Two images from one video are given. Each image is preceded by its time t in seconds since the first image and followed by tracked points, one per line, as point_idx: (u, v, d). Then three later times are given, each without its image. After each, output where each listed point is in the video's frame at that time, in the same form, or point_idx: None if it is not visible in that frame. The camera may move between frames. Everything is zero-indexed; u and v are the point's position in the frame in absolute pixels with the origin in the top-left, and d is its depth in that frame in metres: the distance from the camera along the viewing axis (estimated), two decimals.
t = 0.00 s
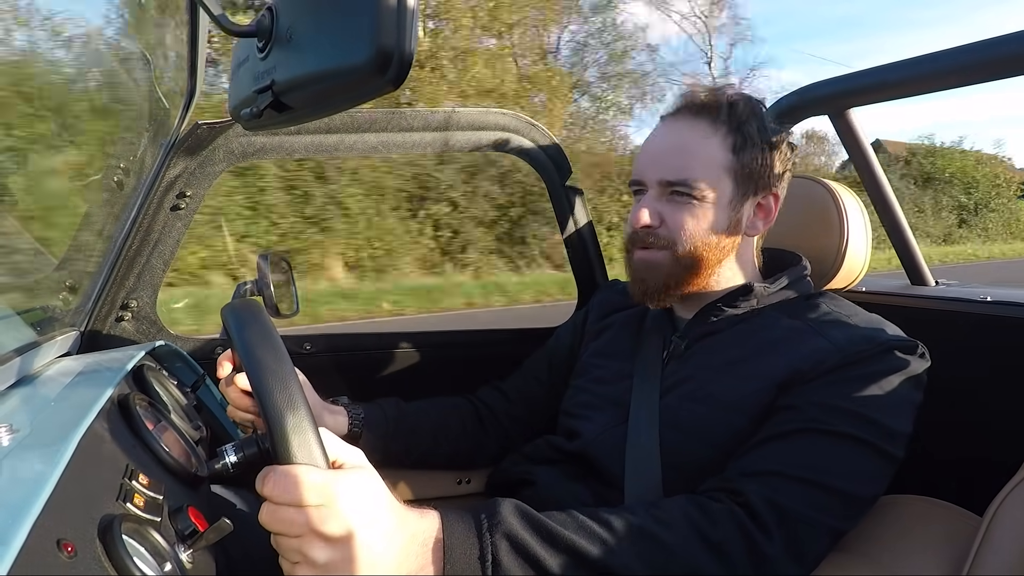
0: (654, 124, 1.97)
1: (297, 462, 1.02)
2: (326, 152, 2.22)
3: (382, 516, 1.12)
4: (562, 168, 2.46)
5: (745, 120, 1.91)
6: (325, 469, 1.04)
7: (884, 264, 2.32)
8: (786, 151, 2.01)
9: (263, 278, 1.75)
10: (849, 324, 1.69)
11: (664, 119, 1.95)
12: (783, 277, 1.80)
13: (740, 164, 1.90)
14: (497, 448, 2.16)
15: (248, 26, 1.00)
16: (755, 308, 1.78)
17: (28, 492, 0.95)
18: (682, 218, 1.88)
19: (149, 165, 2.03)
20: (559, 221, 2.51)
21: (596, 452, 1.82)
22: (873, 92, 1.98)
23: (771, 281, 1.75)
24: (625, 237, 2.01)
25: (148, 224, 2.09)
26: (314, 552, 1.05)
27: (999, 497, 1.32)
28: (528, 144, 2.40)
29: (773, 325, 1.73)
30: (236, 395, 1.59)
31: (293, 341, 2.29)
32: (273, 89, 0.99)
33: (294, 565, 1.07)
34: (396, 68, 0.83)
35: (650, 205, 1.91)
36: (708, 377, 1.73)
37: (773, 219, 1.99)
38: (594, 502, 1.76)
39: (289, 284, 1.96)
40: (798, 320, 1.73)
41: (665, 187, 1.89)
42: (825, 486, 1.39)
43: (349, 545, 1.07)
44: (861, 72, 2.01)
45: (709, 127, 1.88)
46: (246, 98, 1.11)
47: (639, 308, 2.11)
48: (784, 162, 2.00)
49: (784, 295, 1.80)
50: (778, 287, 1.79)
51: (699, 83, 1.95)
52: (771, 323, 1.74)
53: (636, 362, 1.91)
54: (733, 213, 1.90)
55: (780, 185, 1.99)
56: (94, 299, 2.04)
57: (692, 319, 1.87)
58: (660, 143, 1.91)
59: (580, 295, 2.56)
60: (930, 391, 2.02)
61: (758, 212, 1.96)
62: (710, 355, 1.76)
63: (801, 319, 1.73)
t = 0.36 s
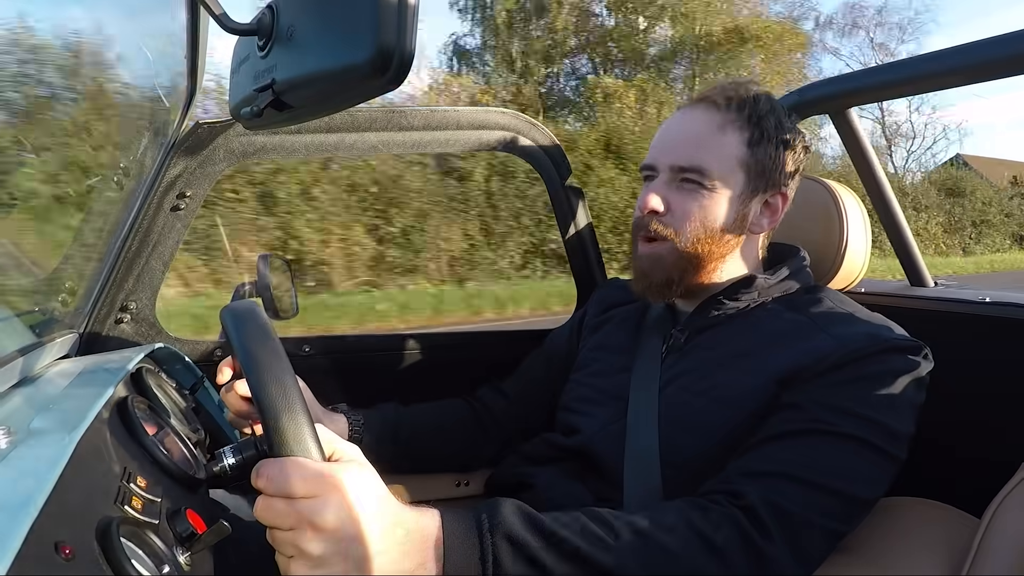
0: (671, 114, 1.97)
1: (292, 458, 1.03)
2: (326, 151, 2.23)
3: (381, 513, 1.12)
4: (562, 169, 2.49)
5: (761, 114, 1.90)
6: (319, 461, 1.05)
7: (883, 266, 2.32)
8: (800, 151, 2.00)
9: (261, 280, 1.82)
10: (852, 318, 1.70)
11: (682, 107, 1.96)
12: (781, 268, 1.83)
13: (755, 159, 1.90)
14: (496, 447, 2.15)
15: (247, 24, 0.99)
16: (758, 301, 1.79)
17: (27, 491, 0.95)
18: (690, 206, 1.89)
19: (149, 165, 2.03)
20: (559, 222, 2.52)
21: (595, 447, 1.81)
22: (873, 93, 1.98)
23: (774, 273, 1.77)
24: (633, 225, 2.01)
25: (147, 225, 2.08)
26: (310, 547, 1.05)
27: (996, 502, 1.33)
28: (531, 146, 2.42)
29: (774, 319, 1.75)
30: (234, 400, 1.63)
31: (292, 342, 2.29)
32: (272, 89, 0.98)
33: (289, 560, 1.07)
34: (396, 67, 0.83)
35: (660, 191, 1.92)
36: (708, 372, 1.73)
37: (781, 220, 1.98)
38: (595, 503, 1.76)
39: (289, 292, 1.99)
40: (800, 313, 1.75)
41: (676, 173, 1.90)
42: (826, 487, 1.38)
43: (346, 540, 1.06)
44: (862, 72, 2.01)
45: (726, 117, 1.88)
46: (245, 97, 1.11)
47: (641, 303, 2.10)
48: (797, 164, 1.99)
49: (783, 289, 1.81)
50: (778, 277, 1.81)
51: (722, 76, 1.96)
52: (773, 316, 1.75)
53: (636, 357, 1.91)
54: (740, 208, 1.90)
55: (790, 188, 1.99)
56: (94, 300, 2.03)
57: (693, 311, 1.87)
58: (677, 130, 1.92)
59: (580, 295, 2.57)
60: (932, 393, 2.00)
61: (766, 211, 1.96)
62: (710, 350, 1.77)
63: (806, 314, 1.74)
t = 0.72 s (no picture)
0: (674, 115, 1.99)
1: (291, 452, 1.03)
2: (325, 152, 2.24)
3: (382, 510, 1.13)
4: (561, 167, 2.46)
5: (761, 114, 1.93)
6: (319, 459, 1.05)
7: (882, 265, 2.32)
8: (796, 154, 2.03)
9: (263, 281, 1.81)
10: (851, 319, 1.70)
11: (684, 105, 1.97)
12: (778, 265, 1.85)
13: (756, 159, 1.92)
14: (497, 446, 2.16)
15: (247, 27, 1.00)
16: (754, 299, 1.81)
17: (29, 488, 0.95)
18: (690, 203, 1.90)
19: (149, 166, 2.04)
20: (560, 223, 2.49)
21: (595, 446, 1.82)
22: (872, 93, 1.99)
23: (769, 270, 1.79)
24: (631, 223, 2.03)
25: (147, 225, 2.11)
26: (313, 544, 1.05)
27: (999, 499, 1.33)
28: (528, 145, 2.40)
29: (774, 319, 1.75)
30: (235, 396, 1.66)
31: (293, 342, 2.30)
32: (273, 92, 0.99)
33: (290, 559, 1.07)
34: (395, 70, 0.84)
35: (661, 188, 1.94)
36: (708, 372, 1.74)
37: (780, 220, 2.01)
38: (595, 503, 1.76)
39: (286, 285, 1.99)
40: (797, 313, 1.75)
41: (676, 171, 1.91)
42: (825, 488, 1.39)
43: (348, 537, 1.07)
44: (861, 72, 2.02)
45: (729, 118, 1.91)
46: (244, 99, 1.12)
47: (640, 302, 2.11)
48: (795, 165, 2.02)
49: (779, 285, 1.83)
50: (774, 274, 1.83)
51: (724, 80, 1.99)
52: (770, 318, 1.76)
53: (635, 356, 1.92)
54: (740, 206, 1.92)
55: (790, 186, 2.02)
56: (95, 299, 2.05)
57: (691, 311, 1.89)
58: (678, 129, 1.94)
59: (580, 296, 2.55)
60: (932, 390, 2.01)
61: (765, 210, 1.98)
62: (709, 350, 1.77)
63: (801, 314, 1.75)
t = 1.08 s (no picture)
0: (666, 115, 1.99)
1: (286, 446, 1.01)
2: (326, 152, 2.24)
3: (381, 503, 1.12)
4: (560, 167, 2.47)
5: (752, 111, 1.93)
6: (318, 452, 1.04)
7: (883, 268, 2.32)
8: (791, 148, 2.02)
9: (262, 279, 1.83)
10: (852, 322, 1.70)
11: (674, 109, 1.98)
12: (787, 271, 1.84)
13: (750, 154, 1.91)
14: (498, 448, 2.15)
15: (248, 27, 0.99)
16: (761, 305, 1.79)
17: (29, 489, 0.94)
18: (689, 204, 1.89)
19: (149, 166, 2.03)
20: (560, 224, 2.51)
21: (596, 448, 1.82)
22: (873, 93, 1.98)
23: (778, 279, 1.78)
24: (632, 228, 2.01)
25: (147, 225, 2.10)
26: (309, 535, 1.04)
27: (999, 499, 1.33)
28: (527, 144, 2.41)
29: (777, 322, 1.75)
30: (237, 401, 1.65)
31: (293, 343, 2.30)
32: (273, 91, 0.98)
33: (286, 550, 1.06)
34: (396, 68, 0.83)
35: (660, 191, 1.92)
36: (712, 376, 1.73)
37: (780, 215, 2.00)
38: (596, 504, 1.76)
39: (288, 285, 2.00)
40: (802, 318, 1.75)
41: (675, 172, 1.90)
42: (829, 490, 1.39)
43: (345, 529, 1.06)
44: (860, 72, 2.01)
45: (721, 116, 1.90)
46: (245, 98, 1.11)
47: (641, 306, 2.11)
48: (792, 160, 2.01)
49: (788, 292, 1.81)
50: (783, 283, 1.81)
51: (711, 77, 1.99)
52: (774, 319, 1.76)
53: (638, 358, 1.92)
54: (740, 203, 1.92)
55: (787, 181, 2.00)
56: (95, 300, 2.05)
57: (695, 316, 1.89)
58: (672, 130, 1.93)
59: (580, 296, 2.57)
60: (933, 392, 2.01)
61: (765, 206, 1.97)
62: (713, 354, 1.77)
63: (809, 318, 1.74)
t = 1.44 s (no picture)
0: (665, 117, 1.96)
1: (291, 453, 1.03)
2: (325, 152, 2.24)
3: (381, 508, 1.12)
4: (560, 168, 2.46)
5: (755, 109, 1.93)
6: (320, 459, 1.04)
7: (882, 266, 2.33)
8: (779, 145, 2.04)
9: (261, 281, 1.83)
10: (854, 319, 1.70)
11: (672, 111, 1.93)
12: (787, 270, 1.84)
13: (763, 150, 1.93)
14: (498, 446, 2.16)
15: (248, 26, 0.99)
16: (761, 303, 1.80)
17: (29, 490, 0.94)
18: (725, 201, 1.88)
19: (149, 166, 2.03)
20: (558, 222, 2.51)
21: (596, 446, 1.82)
22: (872, 92, 1.98)
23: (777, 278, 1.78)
24: (659, 233, 1.95)
25: (147, 225, 2.10)
26: (313, 543, 1.04)
27: (1000, 499, 1.33)
28: (526, 142, 2.40)
29: (775, 320, 1.75)
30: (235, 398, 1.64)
31: (292, 342, 2.31)
32: (274, 91, 0.98)
33: (289, 558, 1.05)
34: (396, 67, 0.83)
35: (693, 194, 1.88)
36: (712, 372, 1.74)
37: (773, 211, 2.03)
38: (596, 503, 1.76)
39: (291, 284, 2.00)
40: (801, 314, 1.75)
41: (707, 173, 1.88)
42: (828, 488, 1.39)
43: (348, 536, 1.06)
44: (860, 71, 2.01)
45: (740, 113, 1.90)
46: (244, 98, 1.11)
47: (640, 305, 2.11)
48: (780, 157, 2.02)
49: (787, 291, 1.82)
50: (782, 282, 1.81)
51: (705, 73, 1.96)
52: (772, 318, 1.76)
53: (637, 356, 1.92)
54: (761, 199, 1.94)
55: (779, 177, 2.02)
56: (94, 300, 2.04)
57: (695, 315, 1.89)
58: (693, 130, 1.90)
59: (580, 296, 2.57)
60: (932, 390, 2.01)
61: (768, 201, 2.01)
62: (711, 352, 1.77)
63: (807, 314, 1.74)
